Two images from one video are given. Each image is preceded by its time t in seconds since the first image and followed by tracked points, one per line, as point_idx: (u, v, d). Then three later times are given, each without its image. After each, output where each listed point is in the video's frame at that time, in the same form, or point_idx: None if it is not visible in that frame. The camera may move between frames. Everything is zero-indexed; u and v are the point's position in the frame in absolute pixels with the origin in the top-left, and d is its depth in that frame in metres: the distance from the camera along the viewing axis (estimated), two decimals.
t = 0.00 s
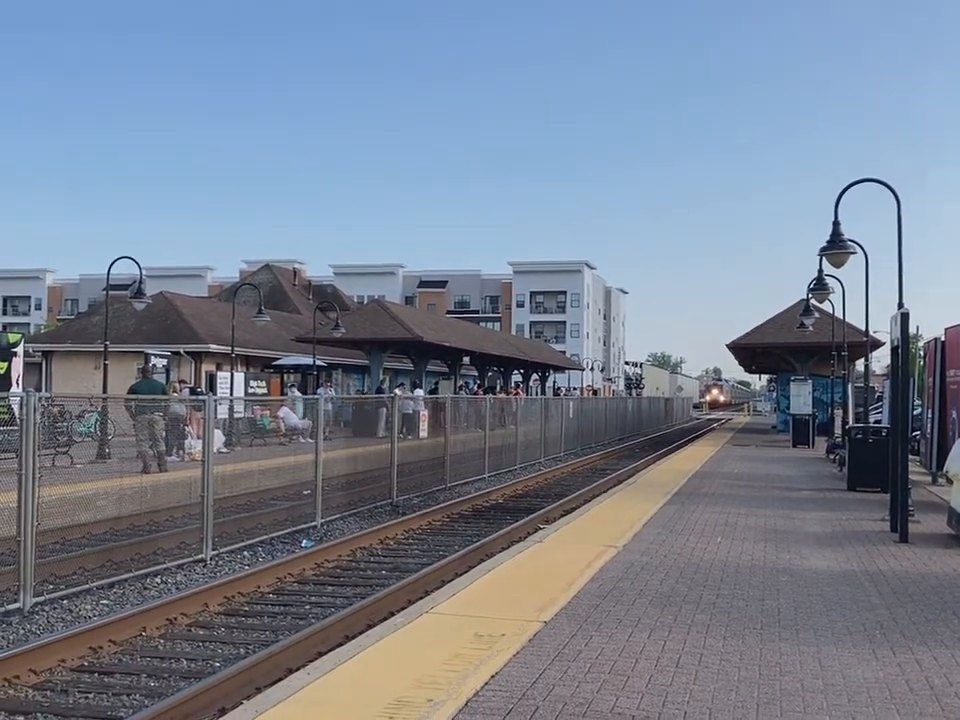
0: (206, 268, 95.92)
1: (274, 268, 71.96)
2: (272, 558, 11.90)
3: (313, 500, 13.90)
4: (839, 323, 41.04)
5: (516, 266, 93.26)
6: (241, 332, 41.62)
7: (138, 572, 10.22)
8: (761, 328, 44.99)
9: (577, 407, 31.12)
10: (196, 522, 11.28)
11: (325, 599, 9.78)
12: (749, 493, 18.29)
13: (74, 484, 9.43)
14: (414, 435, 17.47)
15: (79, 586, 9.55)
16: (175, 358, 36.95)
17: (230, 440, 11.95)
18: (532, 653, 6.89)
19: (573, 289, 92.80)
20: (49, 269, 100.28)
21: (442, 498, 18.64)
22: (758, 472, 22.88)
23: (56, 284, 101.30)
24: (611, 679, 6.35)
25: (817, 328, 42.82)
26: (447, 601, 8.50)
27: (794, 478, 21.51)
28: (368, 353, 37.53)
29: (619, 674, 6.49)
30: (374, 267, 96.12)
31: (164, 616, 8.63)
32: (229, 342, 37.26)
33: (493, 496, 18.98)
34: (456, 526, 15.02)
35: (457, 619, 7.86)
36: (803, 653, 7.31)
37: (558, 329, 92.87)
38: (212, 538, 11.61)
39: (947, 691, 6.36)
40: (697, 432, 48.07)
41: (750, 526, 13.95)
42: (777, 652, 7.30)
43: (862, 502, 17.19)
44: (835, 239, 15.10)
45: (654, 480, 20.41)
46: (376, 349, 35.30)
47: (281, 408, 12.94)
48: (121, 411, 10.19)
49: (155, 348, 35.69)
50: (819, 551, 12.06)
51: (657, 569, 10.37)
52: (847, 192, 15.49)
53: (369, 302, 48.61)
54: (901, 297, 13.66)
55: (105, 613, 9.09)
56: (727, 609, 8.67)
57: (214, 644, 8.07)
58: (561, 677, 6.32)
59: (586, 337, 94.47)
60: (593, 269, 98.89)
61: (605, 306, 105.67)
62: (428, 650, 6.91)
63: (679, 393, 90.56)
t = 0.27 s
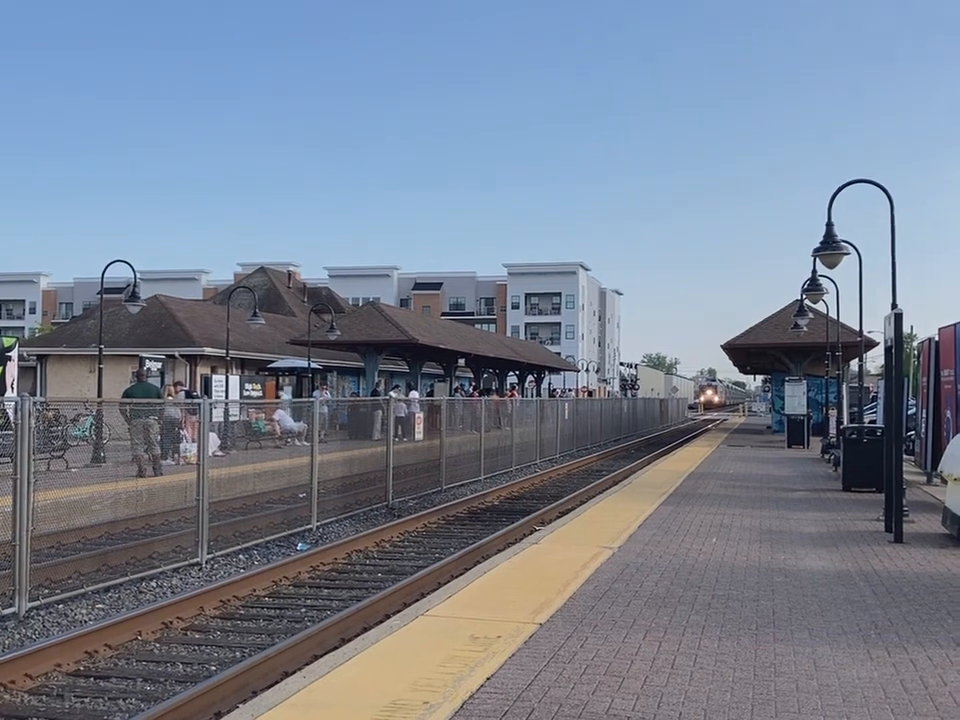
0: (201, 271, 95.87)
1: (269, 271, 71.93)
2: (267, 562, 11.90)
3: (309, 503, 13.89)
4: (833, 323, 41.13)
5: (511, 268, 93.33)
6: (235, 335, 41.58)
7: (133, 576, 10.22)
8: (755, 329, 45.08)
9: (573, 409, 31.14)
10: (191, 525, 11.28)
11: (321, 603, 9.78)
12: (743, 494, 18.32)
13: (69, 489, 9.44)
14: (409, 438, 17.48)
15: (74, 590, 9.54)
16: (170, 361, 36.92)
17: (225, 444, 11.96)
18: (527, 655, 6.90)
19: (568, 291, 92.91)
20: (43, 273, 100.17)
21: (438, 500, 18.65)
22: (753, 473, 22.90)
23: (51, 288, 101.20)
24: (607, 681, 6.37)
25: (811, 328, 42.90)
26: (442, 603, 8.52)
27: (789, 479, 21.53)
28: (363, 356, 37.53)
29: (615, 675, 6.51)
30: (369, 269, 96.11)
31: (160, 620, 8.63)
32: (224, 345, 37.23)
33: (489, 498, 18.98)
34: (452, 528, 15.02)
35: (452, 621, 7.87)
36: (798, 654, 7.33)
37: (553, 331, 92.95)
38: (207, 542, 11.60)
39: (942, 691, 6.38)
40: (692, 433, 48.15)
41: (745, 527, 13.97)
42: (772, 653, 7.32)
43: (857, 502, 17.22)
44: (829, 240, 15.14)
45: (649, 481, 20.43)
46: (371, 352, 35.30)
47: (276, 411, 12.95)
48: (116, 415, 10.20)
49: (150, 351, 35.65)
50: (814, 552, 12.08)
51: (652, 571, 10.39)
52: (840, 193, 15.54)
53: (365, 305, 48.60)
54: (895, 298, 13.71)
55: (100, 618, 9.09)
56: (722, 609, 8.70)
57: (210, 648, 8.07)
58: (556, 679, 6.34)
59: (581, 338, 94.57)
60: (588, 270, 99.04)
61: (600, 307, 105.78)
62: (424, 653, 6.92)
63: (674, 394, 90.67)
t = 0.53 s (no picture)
0: (191, 274, 95.73)
1: (260, 274, 71.83)
2: (258, 565, 11.89)
3: (300, 506, 13.89)
4: (823, 324, 41.27)
5: (502, 269, 93.41)
6: (226, 337, 41.51)
7: (124, 580, 10.21)
8: (745, 329, 45.21)
9: (564, 410, 31.18)
10: (181, 529, 11.26)
11: (312, 606, 9.79)
12: (734, 494, 18.37)
13: (59, 493, 9.42)
14: (400, 440, 17.49)
15: (64, 595, 9.52)
16: (161, 364, 36.85)
17: (215, 447, 11.95)
18: (518, 657, 6.92)
19: (559, 292, 93.03)
20: (32, 277, 99.90)
21: (429, 502, 18.67)
22: (743, 473, 22.97)
23: (40, 292, 100.94)
24: (597, 682, 6.40)
25: (801, 328, 43.03)
26: (433, 605, 8.53)
27: (779, 479, 21.59)
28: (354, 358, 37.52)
29: (605, 676, 6.53)
30: (360, 271, 96.06)
31: (151, 624, 8.62)
32: (214, 348, 37.17)
33: (481, 500, 19.01)
34: (444, 530, 15.03)
35: (443, 624, 7.88)
36: (788, 654, 7.37)
37: (544, 332, 93.06)
38: (198, 546, 11.58)
39: (930, 690, 6.42)
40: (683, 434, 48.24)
41: (735, 527, 14.01)
42: (762, 653, 7.36)
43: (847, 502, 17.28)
44: (817, 240, 15.20)
45: (640, 482, 20.48)
46: (362, 353, 35.28)
47: (266, 414, 12.97)
48: (105, 419, 10.17)
49: (140, 354, 35.57)
50: (804, 552, 12.12)
51: (642, 572, 10.41)
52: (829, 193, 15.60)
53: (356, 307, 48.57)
54: (883, 298, 13.77)
55: (91, 622, 9.07)
56: (712, 610, 8.73)
57: (201, 651, 8.07)
58: (547, 681, 6.36)
59: (572, 339, 94.69)
60: (579, 271, 99.18)
61: (591, 308, 105.96)
62: (415, 655, 6.93)
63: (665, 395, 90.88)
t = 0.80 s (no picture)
0: (177, 277, 95.39)
1: (246, 276, 71.67)
2: (246, 569, 11.86)
3: (287, 510, 13.86)
4: (808, 325, 41.44)
5: (489, 271, 93.42)
6: (212, 340, 41.38)
7: (111, 585, 10.16)
8: (732, 331, 45.37)
9: (551, 412, 31.20)
10: (168, 533, 11.22)
11: (299, 609, 9.77)
12: (721, 495, 18.43)
13: (45, 497, 9.39)
14: (388, 443, 17.49)
15: (51, 599, 9.47)
16: (147, 367, 36.71)
17: (202, 450, 11.93)
18: (505, 659, 6.93)
19: (546, 294, 93.15)
20: (17, 279, 99.37)
21: (417, 505, 18.66)
22: (730, 474, 23.05)
23: (25, 295, 100.40)
24: (584, 684, 6.41)
25: (787, 330, 43.18)
26: (421, 608, 8.53)
27: (766, 480, 21.68)
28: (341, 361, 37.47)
29: (592, 679, 6.54)
30: (347, 274, 95.92)
31: (138, 629, 8.58)
32: (201, 351, 37.04)
33: (468, 503, 19.01)
34: (432, 533, 15.02)
35: (430, 627, 7.88)
36: (775, 655, 7.39)
37: (531, 334, 93.14)
38: (185, 549, 11.55)
39: (916, 691, 6.45)
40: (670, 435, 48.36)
41: (722, 529, 14.05)
42: (749, 654, 7.38)
43: (833, 502, 17.36)
44: (803, 242, 15.27)
45: (627, 484, 20.51)
46: (349, 356, 35.24)
47: (254, 417, 12.99)
48: (92, 423, 10.13)
49: (126, 358, 35.42)
50: (790, 553, 12.17)
51: (629, 574, 10.43)
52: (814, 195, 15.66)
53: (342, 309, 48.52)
54: (869, 300, 13.84)
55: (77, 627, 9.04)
56: (700, 611, 8.76)
57: (188, 656, 8.04)
58: (534, 683, 6.36)
59: (560, 341, 94.83)
60: (565, 273, 99.32)
61: (578, 310, 106.08)
62: (402, 659, 6.93)
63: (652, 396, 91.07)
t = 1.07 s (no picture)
0: (162, 280, 95.13)
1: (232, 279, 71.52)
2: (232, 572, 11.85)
3: (273, 513, 13.85)
4: (793, 326, 41.65)
5: (475, 273, 93.50)
6: (198, 343, 41.30)
7: (97, 588, 10.14)
8: (717, 331, 45.54)
9: (538, 413, 31.26)
10: (154, 536, 11.20)
11: (286, 612, 9.78)
12: (707, 496, 18.51)
13: (30, 501, 9.38)
14: (374, 445, 17.49)
15: (36, 603, 9.45)
16: (132, 371, 36.60)
17: (188, 453, 11.89)
18: (492, 660, 6.96)
19: (531, 295, 93.27)
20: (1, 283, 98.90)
21: (403, 507, 18.68)
22: (715, 474, 23.17)
23: (9, 298, 99.92)
24: (571, 684, 6.44)
25: (772, 331, 43.40)
26: (407, 610, 8.55)
27: (751, 480, 21.78)
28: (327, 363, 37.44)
29: (579, 679, 6.58)
30: (333, 276, 95.82)
31: (124, 632, 8.58)
32: (186, 354, 36.95)
33: (455, 504, 19.04)
34: (418, 534, 15.03)
35: (416, 628, 7.90)
36: (759, 654, 7.45)
37: (517, 336, 93.28)
38: (171, 553, 11.53)
39: (900, 688, 6.52)
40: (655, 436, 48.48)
41: (707, 529, 14.13)
42: (734, 653, 7.43)
43: (818, 502, 17.47)
44: (786, 244, 15.37)
45: (613, 485, 20.57)
46: (335, 358, 35.22)
47: (240, 419, 13.00)
48: (78, 427, 10.19)
49: (111, 361, 35.31)
50: (775, 553, 12.25)
51: (615, 574, 10.48)
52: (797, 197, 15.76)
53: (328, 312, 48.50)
54: (852, 301, 13.95)
55: (63, 631, 9.02)
56: (685, 611, 8.82)
57: (175, 659, 8.04)
58: (521, 684, 6.40)
59: (546, 343, 94.95)
60: (551, 275, 99.45)
61: (563, 311, 106.31)
62: (390, 660, 6.95)
63: (638, 397, 91.37)
